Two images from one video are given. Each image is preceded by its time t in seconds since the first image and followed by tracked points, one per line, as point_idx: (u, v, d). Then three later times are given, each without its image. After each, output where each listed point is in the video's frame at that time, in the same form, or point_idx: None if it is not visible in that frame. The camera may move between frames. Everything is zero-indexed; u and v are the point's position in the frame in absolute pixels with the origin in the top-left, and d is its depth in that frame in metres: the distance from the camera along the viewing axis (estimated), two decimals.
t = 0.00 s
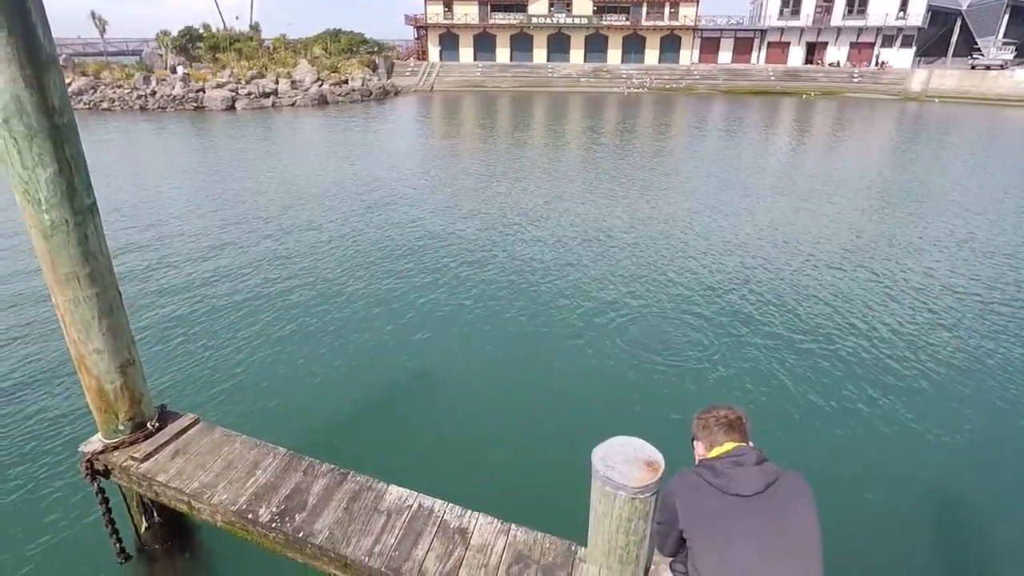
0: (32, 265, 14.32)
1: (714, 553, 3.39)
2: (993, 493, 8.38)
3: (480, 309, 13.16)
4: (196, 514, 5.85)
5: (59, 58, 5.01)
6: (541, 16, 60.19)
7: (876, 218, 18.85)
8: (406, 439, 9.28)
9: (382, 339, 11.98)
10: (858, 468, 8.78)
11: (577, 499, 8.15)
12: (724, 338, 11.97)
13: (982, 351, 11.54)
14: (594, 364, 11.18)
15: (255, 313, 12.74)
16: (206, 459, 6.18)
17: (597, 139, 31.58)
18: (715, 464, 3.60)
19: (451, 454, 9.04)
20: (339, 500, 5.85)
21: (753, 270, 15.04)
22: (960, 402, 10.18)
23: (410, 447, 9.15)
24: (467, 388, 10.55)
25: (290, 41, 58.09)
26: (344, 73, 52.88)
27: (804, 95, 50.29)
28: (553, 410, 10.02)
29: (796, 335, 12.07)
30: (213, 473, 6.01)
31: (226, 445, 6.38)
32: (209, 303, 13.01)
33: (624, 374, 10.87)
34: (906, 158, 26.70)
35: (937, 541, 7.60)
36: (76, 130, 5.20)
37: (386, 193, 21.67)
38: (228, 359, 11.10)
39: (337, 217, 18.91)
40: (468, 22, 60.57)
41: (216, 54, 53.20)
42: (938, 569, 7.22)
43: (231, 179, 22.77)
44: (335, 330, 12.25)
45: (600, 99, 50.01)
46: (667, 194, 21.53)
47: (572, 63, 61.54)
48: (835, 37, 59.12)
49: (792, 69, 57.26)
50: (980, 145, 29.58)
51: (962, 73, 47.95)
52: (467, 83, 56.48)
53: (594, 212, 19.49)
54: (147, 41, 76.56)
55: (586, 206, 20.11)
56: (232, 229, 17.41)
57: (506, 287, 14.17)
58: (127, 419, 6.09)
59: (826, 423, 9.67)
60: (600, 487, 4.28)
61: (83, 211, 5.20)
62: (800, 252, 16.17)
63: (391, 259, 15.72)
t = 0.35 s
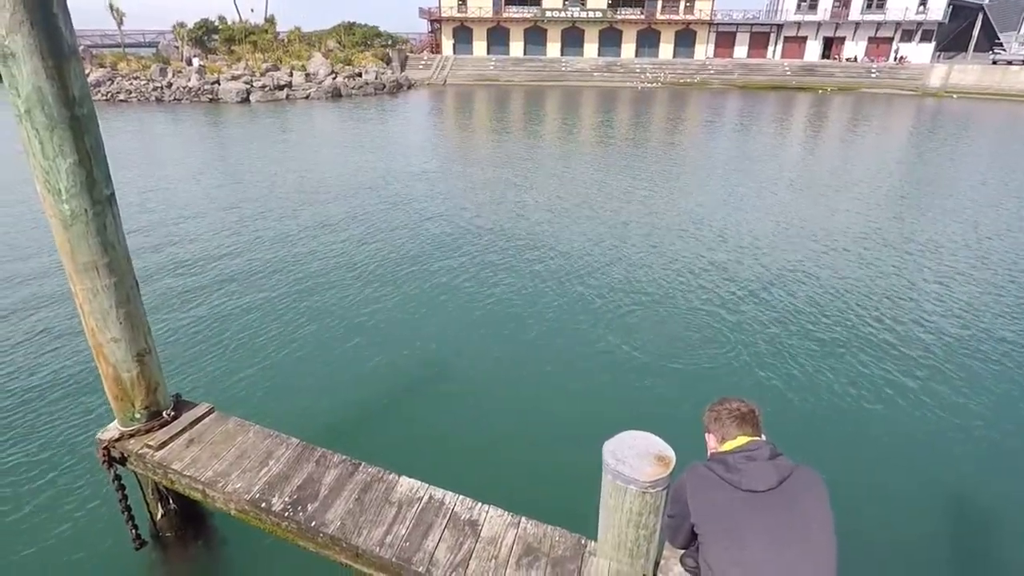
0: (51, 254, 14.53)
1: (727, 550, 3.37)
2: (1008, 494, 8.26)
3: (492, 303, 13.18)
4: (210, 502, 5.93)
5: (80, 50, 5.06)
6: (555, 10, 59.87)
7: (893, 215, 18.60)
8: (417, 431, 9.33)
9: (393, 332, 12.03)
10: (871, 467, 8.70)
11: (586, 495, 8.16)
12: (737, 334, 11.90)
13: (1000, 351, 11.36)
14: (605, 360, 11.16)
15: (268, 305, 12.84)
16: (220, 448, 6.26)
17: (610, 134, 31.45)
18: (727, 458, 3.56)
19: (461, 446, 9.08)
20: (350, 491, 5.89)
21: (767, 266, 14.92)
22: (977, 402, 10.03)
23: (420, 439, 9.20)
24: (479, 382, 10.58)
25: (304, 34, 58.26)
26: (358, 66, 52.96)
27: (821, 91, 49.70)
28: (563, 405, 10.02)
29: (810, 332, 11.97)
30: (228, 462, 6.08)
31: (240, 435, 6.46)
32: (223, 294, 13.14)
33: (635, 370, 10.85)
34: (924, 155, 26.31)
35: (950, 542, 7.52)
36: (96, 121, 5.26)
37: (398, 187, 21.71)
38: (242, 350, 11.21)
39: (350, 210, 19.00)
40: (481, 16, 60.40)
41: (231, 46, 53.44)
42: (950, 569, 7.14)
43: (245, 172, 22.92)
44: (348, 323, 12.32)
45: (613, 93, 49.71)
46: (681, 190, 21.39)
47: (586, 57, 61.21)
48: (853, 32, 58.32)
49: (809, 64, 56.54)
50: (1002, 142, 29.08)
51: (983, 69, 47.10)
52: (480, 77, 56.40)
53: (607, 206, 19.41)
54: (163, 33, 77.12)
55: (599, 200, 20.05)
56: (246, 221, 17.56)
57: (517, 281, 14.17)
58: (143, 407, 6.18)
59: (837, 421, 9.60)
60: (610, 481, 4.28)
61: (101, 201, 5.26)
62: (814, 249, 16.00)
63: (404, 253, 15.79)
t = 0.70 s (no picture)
0: (63, 256, 14.65)
1: (739, 544, 3.34)
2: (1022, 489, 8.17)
3: (499, 300, 13.18)
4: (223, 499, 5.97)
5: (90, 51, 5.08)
6: (561, 5, 59.64)
7: (905, 207, 18.42)
8: (426, 428, 9.35)
9: (402, 329, 12.06)
10: (885, 462, 8.63)
11: (597, 489, 8.16)
12: (747, 329, 11.82)
13: (1015, 344, 11.21)
14: (614, 356, 11.12)
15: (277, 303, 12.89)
16: (233, 446, 6.29)
17: (617, 129, 31.35)
18: (741, 450, 3.51)
19: (470, 443, 9.10)
20: (361, 486, 5.91)
21: (776, 260, 14.81)
22: (991, 395, 9.92)
23: (430, 436, 9.22)
24: (487, 378, 10.59)
25: (310, 32, 58.35)
26: (364, 64, 53.02)
27: (830, 83, 49.25)
28: (572, 400, 10.01)
29: (821, 326, 11.87)
30: (240, 459, 6.12)
31: (252, 432, 6.49)
32: (233, 292, 13.20)
33: (643, 365, 10.82)
34: (936, 146, 26.01)
35: (965, 536, 7.46)
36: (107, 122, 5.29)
37: (406, 184, 21.72)
38: (252, 348, 11.26)
39: (358, 207, 19.05)
40: (487, 12, 60.27)
41: (238, 46, 53.62)
42: (966, 565, 7.08)
43: (253, 171, 23.00)
44: (356, 321, 12.35)
45: (620, 88, 49.49)
46: (689, 184, 21.28)
47: (592, 52, 60.96)
48: (862, 23, 57.75)
49: (818, 56, 56.03)
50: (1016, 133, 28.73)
51: (996, 59, 46.53)
52: (486, 73, 56.33)
53: (615, 202, 19.33)
54: (170, 33, 77.48)
55: (607, 196, 19.99)
56: (255, 220, 17.64)
57: (526, 277, 14.15)
58: (156, 406, 6.23)
59: (849, 415, 9.54)
60: (619, 475, 4.36)
61: (112, 202, 5.29)
62: (824, 242, 15.87)
63: (412, 250, 15.81)
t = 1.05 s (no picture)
0: (63, 253, 14.65)
1: (743, 542, 3.35)
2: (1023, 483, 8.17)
3: (500, 296, 13.15)
4: (225, 495, 5.99)
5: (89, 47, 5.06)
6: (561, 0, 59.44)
7: (906, 202, 18.39)
8: (426, 423, 9.37)
9: (401, 324, 12.07)
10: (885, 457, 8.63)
11: (597, 483, 8.20)
12: (748, 324, 11.81)
13: (1016, 338, 11.20)
14: (614, 351, 11.11)
15: (278, 299, 12.88)
16: (234, 442, 6.29)
17: (618, 124, 31.31)
18: (744, 448, 3.47)
19: (471, 438, 9.11)
20: (362, 482, 5.91)
21: (777, 255, 14.79)
22: (993, 390, 9.91)
23: (430, 431, 9.23)
24: (486, 374, 10.59)
25: (309, 28, 58.21)
26: (364, 60, 52.88)
27: (830, 78, 49.13)
28: (571, 395, 10.01)
29: (822, 321, 11.86)
30: (241, 456, 6.13)
31: (253, 429, 6.49)
32: (233, 289, 13.19)
33: (642, 360, 10.83)
34: (938, 141, 25.93)
35: (965, 531, 7.47)
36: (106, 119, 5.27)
37: (406, 180, 21.67)
38: (253, 345, 11.26)
39: (358, 204, 19.02)
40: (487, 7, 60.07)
41: (237, 42, 53.45)
42: (966, 561, 7.09)
43: (253, 167, 22.97)
44: (357, 317, 12.34)
45: (621, 83, 49.38)
46: (690, 180, 21.26)
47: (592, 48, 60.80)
48: (863, 18, 57.60)
49: (818, 51, 55.89)
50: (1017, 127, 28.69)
51: (997, 54, 46.41)
52: (486, 69, 56.21)
53: (615, 197, 19.28)
54: (168, 29, 77.20)
55: (607, 191, 19.96)
56: (255, 217, 17.62)
57: (526, 273, 14.13)
58: (157, 402, 6.23)
59: (849, 410, 9.54)
60: (619, 469, 4.35)
61: (112, 198, 5.28)
62: (825, 237, 15.84)
63: (412, 246, 15.79)
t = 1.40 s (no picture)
0: (65, 249, 14.70)
1: (748, 540, 3.38)
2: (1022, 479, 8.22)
3: (500, 291, 13.18)
4: (228, 489, 6.05)
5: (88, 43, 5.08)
6: None
7: (907, 195, 18.34)
8: (428, 418, 9.43)
9: (401, 319, 12.12)
10: (886, 453, 8.66)
11: (597, 479, 8.28)
12: (748, 318, 11.82)
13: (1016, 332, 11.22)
14: (614, 346, 11.14)
15: (279, 294, 12.91)
16: (236, 436, 6.33)
17: (618, 118, 31.22)
18: (750, 443, 3.46)
19: (472, 433, 9.17)
20: (363, 475, 5.96)
21: (777, 249, 14.78)
22: (993, 384, 9.92)
23: (431, 426, 9.28)
24: (486, 369, 10.64)
25: (309, 23, 58.07)
26: (363, 54, 52.76)
27: (832, 71, 48.89)
28: (571, 390, 10.07)
29: (822, 315, 11.87)
30: (243, 450, 6.17)
31: (254, 423, 6.52)
32: (234, 284, 13.23)
33: (641, 354, 10.88)
34: (939, 133, 25.83)
35: (966, 527, 7.51)
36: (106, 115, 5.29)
37: (406, 175, 21.66)
38: (254, 340, 11.31)
39: (358, 199, 19.03)
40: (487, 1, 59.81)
41: (237, 37, 53.32)
42: (968, 557, 7.13)
43: (253, 163, 22.98)
44: (357, 312, 12.37)
45: (621, 77, 49.19)
46: (690, 173, 21.21)
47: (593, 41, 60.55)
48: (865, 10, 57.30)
49: (820, 43, 55.61)
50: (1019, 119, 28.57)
51: (1000, 45, 46.16)
52: (486, 63, 56.04)
53: (615, 192, 19.27)
54: (167, 24, 77.02)
55: (607, 185, 19.93)
56: (255, 212, 17.63)
57: (527, 268, 14.14)
58: (159, 396, 6.28)
59: (849, 404, 9.55)
60: (618, 463, 4.38)
61: (113, 194, 5.31)
62: (826, 230, 15.82)
63: (412, 241, 15.80)
